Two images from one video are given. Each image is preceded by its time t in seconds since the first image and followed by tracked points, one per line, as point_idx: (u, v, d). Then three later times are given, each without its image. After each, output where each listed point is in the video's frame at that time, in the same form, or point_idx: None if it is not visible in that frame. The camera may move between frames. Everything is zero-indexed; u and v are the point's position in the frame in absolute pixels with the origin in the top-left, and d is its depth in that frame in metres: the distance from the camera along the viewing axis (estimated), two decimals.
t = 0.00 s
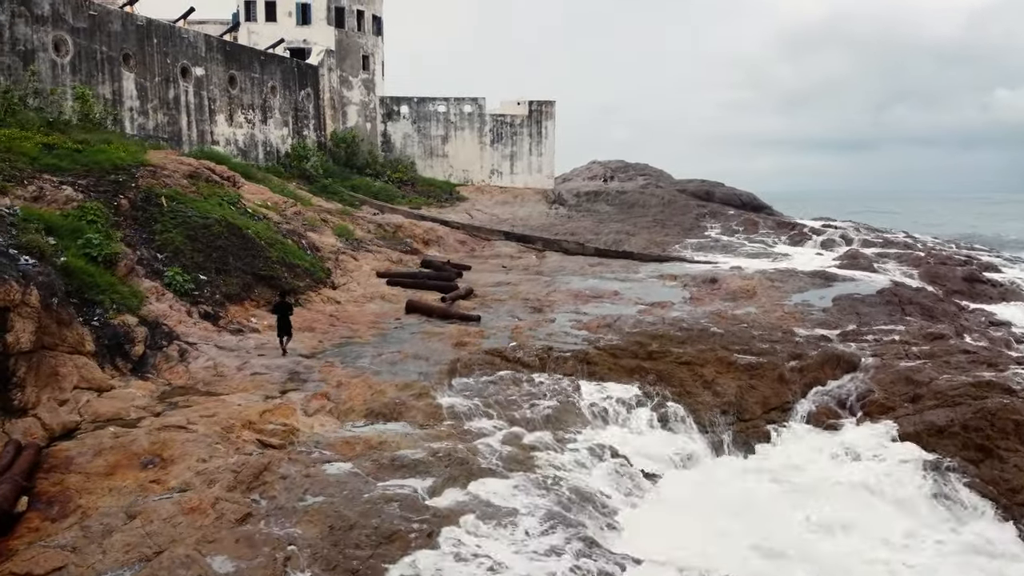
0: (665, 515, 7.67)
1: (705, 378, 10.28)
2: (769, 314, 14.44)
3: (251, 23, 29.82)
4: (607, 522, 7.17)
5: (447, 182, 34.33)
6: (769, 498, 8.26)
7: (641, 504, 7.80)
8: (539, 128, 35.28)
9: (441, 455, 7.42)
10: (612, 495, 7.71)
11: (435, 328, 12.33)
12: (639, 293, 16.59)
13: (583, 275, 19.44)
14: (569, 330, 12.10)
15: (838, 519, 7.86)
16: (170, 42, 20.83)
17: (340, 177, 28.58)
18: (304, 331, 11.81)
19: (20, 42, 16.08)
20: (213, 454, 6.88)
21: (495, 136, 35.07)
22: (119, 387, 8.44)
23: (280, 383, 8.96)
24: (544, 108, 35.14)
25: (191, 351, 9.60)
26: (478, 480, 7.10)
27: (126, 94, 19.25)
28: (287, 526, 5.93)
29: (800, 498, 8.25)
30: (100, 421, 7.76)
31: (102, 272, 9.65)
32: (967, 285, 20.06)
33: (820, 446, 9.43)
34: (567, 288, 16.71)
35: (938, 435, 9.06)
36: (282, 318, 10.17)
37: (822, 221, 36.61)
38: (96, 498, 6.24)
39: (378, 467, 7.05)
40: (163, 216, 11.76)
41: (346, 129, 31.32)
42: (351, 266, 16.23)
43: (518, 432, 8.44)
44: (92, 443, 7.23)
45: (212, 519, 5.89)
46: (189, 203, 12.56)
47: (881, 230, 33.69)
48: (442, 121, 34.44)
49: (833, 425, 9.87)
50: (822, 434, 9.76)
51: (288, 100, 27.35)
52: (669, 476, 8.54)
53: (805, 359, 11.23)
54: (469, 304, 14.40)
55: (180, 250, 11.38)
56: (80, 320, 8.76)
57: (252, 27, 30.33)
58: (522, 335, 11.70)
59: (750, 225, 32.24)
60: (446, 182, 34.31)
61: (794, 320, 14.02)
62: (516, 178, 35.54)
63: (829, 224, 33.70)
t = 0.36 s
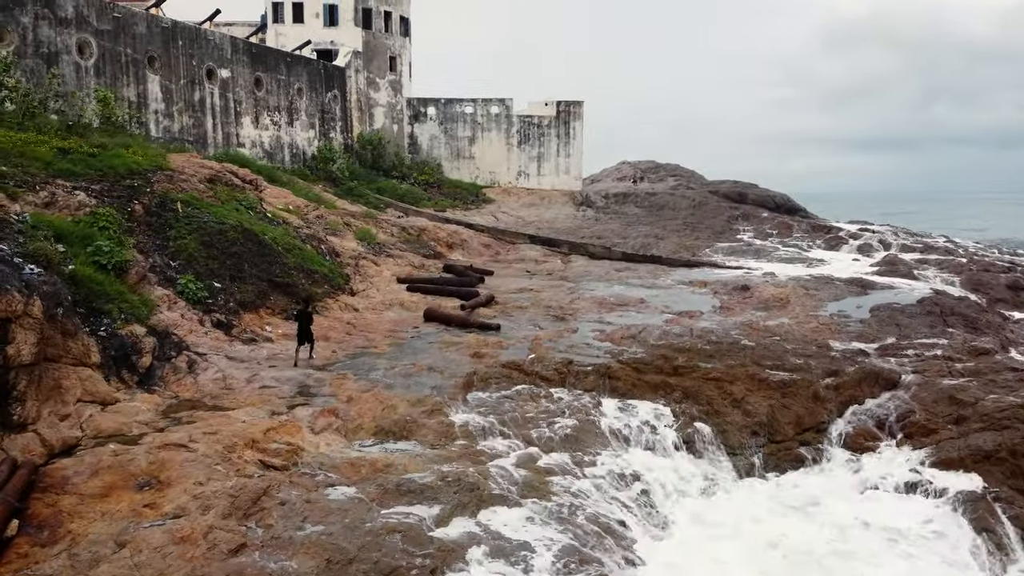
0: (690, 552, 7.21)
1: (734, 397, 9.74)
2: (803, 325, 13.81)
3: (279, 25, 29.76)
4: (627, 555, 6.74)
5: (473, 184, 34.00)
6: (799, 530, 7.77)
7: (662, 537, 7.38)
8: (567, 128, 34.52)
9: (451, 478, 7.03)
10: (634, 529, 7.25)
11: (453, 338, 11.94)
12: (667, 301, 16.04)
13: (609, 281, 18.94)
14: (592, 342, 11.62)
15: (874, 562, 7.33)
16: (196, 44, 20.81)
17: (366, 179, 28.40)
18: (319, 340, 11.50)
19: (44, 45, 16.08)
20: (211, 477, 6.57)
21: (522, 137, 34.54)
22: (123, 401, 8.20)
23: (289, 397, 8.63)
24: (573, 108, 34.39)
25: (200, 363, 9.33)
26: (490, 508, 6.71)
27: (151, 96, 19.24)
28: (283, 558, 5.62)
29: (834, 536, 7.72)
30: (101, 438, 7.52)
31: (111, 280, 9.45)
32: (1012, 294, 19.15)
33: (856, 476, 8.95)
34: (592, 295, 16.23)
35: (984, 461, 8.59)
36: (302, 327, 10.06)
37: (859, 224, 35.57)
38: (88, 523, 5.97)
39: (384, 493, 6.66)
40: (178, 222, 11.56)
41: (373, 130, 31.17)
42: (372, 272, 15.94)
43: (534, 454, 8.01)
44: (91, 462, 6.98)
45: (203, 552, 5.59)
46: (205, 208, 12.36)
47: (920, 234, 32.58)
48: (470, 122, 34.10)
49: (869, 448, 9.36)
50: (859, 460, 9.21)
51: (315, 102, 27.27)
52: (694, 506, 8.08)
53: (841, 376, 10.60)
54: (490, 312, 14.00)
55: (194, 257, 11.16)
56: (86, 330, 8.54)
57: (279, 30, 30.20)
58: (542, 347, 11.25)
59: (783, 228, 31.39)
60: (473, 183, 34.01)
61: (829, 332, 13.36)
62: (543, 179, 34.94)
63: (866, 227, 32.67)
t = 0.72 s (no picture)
0: None
1: (766, 418, 9.17)
2: (840, 338, 13.12)
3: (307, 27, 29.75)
4: None
5: (501, 185, 33.61)
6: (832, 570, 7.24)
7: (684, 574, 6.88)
8: (597, 129, 33.99)
9: (459, 506, 6.62)
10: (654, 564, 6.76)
11: (471, 349, 11.52)
12: (697, 310, 15.45)
13: (636, 287, 18.39)
14: (616, 355, 11.11)
15: None
16: (222, 46, 20.73)
17: (393, 181, 28.17)
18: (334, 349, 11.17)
19: (68, 48, 16.02)
20: (207, 502, 6.26)
21: (551, 138, 34.00)
22: (127, 415, 7.96)
23: (296, 413, 8.30)
24: (602, 109, 33.84)
25: (208, 375, 9.06)
26: (500, 542, 6.29)
27: (176, 99, 19.20)
28: None
29: None
30: (101, 455, 7.26)
31: (120, 288, 9.23)
32: None
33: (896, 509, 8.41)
34: (618, 304, 15.69)
35: None
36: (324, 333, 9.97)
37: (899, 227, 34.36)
38: (74, 551, 5.69)
39: (387, 523, 6.27)
40: (193, 227, 11.34)
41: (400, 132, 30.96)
42: (393, 277, 15.61)
43: (550, 479, 7.57)
44: (86, 482, 6.72)
45: None
46: (222, 213, 12.14)
47: (964, 238, 31.34)
48: (498, 123, 33.71)
49: (912, 477, 8.76)
50: (900, 492, 8.64)
51: (342, 104, 27.13)
52: (719, 540, 7.59)
53: (881, 395, 9.95)
54: (511, 320, 13.56)
55: (208, 264, 10.92)
56: (90, 342, 8.32)
57: (307, 31, 30.21)
58: (562, 360, 10.78)
59: (819, 232, 30.43)
60: (500, 185, 33.62)
61: (868, 346, 12.68)
62: (572, 181, 34.36)
63: (906, 232, 31.52)
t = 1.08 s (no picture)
0: None
1: (800, 442, 8.60)
2: (880, 353, 12.44)
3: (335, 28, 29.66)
4: None
5: (529, 187, 33.18)
6: None
7: None
8: (627, 130, 33.07)
9: (469, 538, 6.23)
10: None
11: (490, 360, 11.10)
12: (728, 320, 14.84)
13: (665, 294, 17.83)
14: (642, 370, 10.60)
15: None
16: (248, 48, 20.62)
17: (419, 184, 27.91)
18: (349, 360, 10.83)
19: (91, 50, 15.95)
20: (201, 532, 5.95)
21: (580, 138, 33.39)
22: (130, 432, 7.69)
23: (304, 431, 7.95)
24: (633, 108, 32.88)
25: (217, 389, 8.77)
26: None
27: (201, 101, 19.12)
28: None
29: None
30: (100, 475, 6.99)
31: (128, 298, 8.99)
32: None
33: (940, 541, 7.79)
34: (646, 312, 15.15)
35: None
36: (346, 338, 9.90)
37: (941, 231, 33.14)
38: None
39: (389, 557, 5.89)
40: (208, 234, 11.10)
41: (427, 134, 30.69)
42: (414, 283, 15.26)
43: (566, 508, 7.17)
44: (81, 504, 6.44)
45: None
46: (238, 219, 11.90)
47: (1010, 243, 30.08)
48: (526, 124, 33.28)
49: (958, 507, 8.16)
50: (945, 522, 8.03)
51: (369, 105, 26.94)
52: None
53: (925, 417, 9.29)
54: (534, 329, 13.11)
55: (222, 271, 10.67)
56: (95, 354, 8.08)
57: (335, 32, 30.09)
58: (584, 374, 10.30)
59: (856, 236, 29.44)
60: (528, 187, 33.18)
61: (910, 362, 11.99)
62: (601, 182, 33.71)
63: (949, 236, 30.35)
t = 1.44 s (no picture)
0: None
1: (836, 468, 8.08)
2: (922, 369, 11.76)
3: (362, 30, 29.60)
4: None
5: (556, 189, 32.70)
6: None
7: None
8: (657, 130, 32.45)
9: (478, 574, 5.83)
10: None
11: (510, 373, 10.68)
12: (759, 330, 14.24)
13: (694, 302, 17.25)
14: (668, 386, 10.08)
15: None
16: (273, 50, 20.49)
17: (445, 186, 27.62)
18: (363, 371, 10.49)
19: (115, 52, 15.88)
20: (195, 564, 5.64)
21: (609, 139, 32.78)
22: (132, 449, 7.43)
23: (311, 450, 7.61)
24: (663, 108, 32.12)
25: (224, 403, 8.49)
26: None
27: (226, 104, 19.01)
28: None
29: None
30: (98, 495, 6.73)
31: (136, 307, 8.77)
32: None
33: None
34: (674, 322, 14.61)
35: None
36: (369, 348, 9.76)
37: (985, 235, 31.91)
38: None
39: None
40: (222, 240, 10.85)
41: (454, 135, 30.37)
42: (435, 290, 14.91)
43: (584, 539, 6.76)
44: (74, 526, 6.17)
45: None
46: (255, 225, 11.66)
47: None
48: (554, 125, 32.81)
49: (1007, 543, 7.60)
50: (993, 559, 7.48)
51: (395, 107, 26.71)
52: None
53: (972, 441, 8.68)
54: (556, 339, 12.66)
55: (235, 279, 10.41)
56: (99, 367, 7.86)
57: (362, 34, 30.12)
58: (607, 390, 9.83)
59: (895, 241, 28.46)
60: (555, 189, 32.71)
61: (954, 380, 11.31)
62: (630, 184, 33.05)
63: (993, 241, 29.20)
